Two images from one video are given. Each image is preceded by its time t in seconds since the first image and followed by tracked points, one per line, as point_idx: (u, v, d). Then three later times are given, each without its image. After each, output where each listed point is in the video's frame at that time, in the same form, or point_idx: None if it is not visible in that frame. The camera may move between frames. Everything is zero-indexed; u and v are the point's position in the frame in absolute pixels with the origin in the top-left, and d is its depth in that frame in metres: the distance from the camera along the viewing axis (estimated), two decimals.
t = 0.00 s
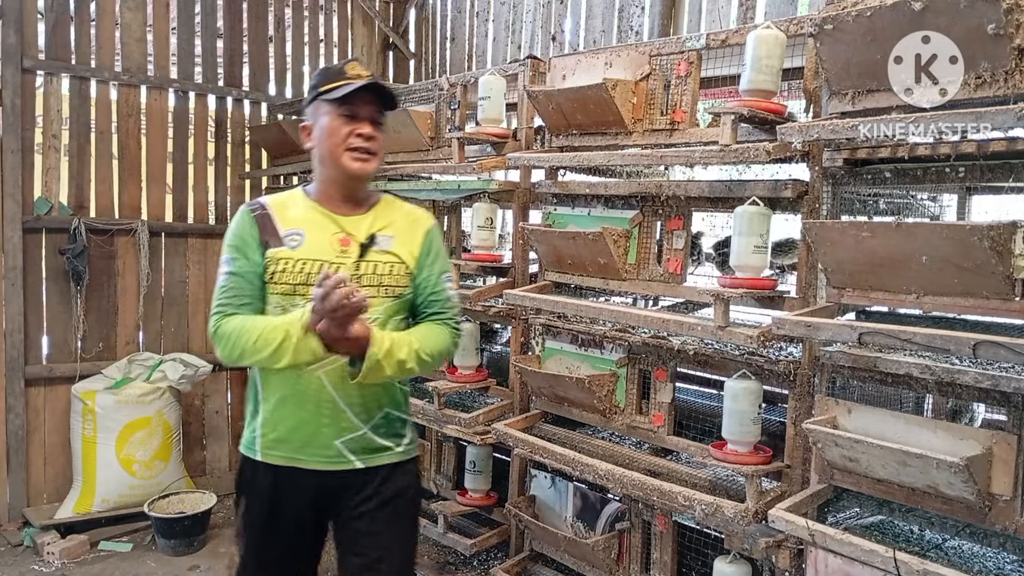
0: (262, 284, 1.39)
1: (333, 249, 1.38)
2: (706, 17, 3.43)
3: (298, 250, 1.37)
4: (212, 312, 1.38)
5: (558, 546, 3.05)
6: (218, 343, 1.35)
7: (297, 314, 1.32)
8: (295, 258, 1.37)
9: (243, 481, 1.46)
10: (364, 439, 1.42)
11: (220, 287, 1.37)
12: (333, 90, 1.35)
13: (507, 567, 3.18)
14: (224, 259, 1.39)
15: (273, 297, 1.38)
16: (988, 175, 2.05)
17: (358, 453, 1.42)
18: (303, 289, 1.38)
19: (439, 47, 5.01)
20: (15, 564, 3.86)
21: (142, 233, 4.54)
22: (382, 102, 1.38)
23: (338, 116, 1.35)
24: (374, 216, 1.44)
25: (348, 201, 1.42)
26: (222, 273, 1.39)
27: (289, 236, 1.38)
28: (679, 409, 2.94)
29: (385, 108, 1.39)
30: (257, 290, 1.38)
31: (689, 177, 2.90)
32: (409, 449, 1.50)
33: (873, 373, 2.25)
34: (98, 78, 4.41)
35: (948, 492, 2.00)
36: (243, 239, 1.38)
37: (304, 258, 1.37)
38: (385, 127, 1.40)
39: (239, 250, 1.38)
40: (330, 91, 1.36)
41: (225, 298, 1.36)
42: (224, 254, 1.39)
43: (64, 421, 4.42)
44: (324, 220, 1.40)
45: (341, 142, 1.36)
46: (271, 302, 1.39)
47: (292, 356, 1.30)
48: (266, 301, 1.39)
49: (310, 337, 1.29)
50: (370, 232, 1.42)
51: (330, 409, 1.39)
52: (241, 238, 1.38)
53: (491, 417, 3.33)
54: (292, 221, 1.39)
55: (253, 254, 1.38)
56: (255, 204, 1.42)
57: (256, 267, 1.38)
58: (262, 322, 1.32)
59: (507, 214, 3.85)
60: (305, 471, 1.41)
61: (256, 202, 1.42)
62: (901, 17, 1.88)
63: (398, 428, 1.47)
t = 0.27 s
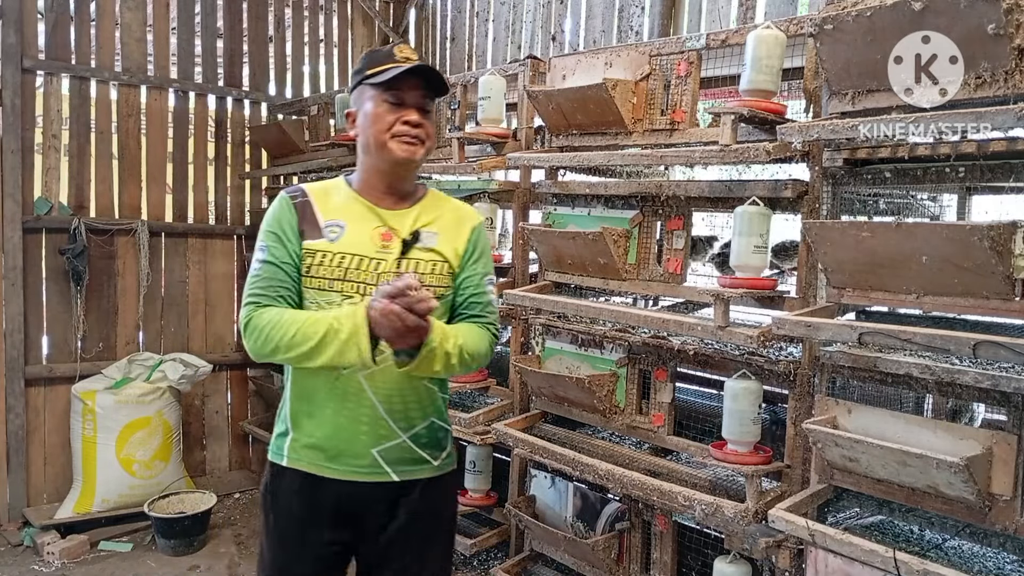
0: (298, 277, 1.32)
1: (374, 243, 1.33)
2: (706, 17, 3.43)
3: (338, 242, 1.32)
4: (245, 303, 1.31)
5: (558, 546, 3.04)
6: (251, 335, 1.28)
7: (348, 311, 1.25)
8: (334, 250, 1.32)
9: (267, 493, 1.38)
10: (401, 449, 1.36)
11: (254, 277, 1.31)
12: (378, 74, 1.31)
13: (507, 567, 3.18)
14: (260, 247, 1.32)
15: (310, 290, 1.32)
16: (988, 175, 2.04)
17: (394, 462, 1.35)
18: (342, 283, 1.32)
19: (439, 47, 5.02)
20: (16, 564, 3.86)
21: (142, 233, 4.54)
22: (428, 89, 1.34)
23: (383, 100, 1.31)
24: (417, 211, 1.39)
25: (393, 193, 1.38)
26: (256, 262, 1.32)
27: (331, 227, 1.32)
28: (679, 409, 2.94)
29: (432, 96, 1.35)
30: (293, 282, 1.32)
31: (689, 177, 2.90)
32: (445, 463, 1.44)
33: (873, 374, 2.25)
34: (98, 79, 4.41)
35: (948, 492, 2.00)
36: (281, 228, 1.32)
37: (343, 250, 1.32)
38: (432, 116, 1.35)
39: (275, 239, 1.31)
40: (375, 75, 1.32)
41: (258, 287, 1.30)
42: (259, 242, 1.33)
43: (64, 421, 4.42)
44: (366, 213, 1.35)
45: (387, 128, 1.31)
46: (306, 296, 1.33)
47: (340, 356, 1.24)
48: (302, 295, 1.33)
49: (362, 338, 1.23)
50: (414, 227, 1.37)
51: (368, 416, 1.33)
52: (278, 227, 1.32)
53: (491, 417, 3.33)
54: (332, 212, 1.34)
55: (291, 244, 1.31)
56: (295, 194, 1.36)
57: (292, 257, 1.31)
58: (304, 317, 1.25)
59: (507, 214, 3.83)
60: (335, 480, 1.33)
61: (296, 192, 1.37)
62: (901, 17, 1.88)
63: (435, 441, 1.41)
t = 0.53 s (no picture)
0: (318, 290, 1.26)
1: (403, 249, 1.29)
2: (706, 17, 3.43)
3: (367, 249, 1.26)
4: (262, 319, 1.24)
5: (558, 546, 3.04)
6: (274, 357, 1.21)
7: (384, 339, 1.21)
8: (360, 258, 1.26)
9: (289, 519, 1.33)
10: (432, 468, 1.33)
11: (271, 291, 1.23)
12: (398, 69, 1.29)
13: (507, 567, 3.18)
14: (275, 258, 1.25)
15: (334, 301, 1.26)
16: (988, 175, 2.04)
17: (427, 481, 1.33)
18: (370, 293, 1.26)
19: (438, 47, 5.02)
20: (16, 564, 3.86)
21: (142, 233, 4.54)
22: (451, 82, 1.32)
23: (406, 96, 1.29)
24: (444, 215, 1.36)
25: (419, 195, 1.34)
26: (271, 275, 1.24)
27: (355, 237, 1.26)
28: (679, 409, 2.94)
29: (455, 90, 1.33)
30: (313, 296, 1.25)
31: (689, 177, 2.90)
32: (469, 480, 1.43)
33: (873, 374, 2.25)
34: (98, 79, 4.41)
35: (948, 492, 2.00)
36: (300, 238, 1.25)
37: (370, 259, 1.26)
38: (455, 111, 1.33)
39: (293, 250, 1.24)
40: (395, 72, 1.30)
41: (276, 302, 1.23)
42: (274, 253, 1.25)
43: (64, 421, 4.42)
44: (393, 217, 1.30)
45: (411, 124, 1.28)
46: (328, 310, 1.27)
47: (377, 387, 1.19)
48: (324, 309, 1.27)
49: (396, 370, 1.18)
50: (442, 232, 1.34)
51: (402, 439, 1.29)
52: (296, 236, 1.25)
53: (491, 417, 3.33)
54: (357, 217, 1.28)
55: (310, 255, 1.24)
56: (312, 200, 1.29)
57: (312, 270, 1.24)
58: (336, 342, 1.20)
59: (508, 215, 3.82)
60: (365, 503, 1.29)
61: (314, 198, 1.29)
62: (901, 17, 1.88)
63: (461, 457, 1.39)
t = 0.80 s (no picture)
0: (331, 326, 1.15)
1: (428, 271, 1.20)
2: (706, 17, 3.43)
3: (392, 276, 1.17)
4: (271, 368, 1.12)
5: (558, 546, 3.04)
6: (291, 411, 1.10)
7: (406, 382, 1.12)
8: (384, 286, 1.16)
9: None
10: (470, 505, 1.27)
11: (279, 336, 1.12)
12: (402, 78, 1.18)
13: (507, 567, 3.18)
14: (279, 299, 1.13)
15: (359, 337, 1.15)
16: (988, 175, 2.04)
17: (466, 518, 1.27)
18: (398, 323, 1.16)
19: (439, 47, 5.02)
20: (16, 564, 3.86)
21: (142, 233, 4.54)
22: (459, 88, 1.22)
23: (414, 108, 1.18)
24: (457, 230, 1.29)
25: (430, 212, 1.25)
26: (276, 318, 1.13)
27: (372, 265, 1.16)
28: (679, 409, 2.94)
29: (461, 95, 1.23)
30: (326, 334, 1.14)
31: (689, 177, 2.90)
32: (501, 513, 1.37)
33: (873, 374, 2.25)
34: (98, 78, 4.41)
35: (948, 492, 2.00)
36: (305, 273, 1.13)
37: (396, 286, 1.17)
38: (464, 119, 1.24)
39: (300, 288, 1.12)
40: (397, 82, 1.19)
41: (287, 347, 1.12)
42: (278, 290, 1.13)
43: (64, 421, 4.42)
44: (412, 239, 1.21)
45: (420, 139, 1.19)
46: (346, 347, 1.16)
47: (411, 435, 1.09)
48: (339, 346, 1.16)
49: (424, 415, 1.08)
50: (462, 249, 1.27)
51: (447, 476, 1.23)
52: (301, 271, 1.13)
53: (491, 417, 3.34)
54: (373, 241, 1.18)
55: (318, 291, 1.13)
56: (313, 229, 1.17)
57: (324, 306, 1.13)
58: (362, 388, 1.10)
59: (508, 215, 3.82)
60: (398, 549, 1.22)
61: (314, 226, 1.18)
62: (901, 17, 1.88)
63: (497, 486, 1.34)
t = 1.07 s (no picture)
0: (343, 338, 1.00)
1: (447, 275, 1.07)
2: (706, 17, 3.42)
3: (408, 282, 1.03)
4: (279, 389, 0.95)
5: (558, 546, 3.05)
6: (308, 433, 0.93)
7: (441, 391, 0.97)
8: (401, 292, 1.02)
9: None
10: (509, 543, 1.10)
11: (287, 349, 0.96)
12: (396, 69, 1.02)
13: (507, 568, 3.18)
14: (282, 308, 0.97)
15: (373, 351, 1.01)
16: (989, 175, 2.04)
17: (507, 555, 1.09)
18: (418, 335, 1.02)
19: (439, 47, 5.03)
20: (16, 564, 3.86)
21: (142, 233, 4.54)
22: (465, 77, 1.06)
23: (408, 104, 1.03)
24: (473, 228, 1.16)
25: (437, 212, 1.12)
26: (281, 330, 0.97)
27: (386, 269, 1.03)
28: (679, 409, 2.94)
29: (467, 83, 1.06)
30: (339, 346, 0.99)
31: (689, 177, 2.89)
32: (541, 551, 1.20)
33: (873, 374, 2.24)
34: (97, 78, 4.41)
35: (948, 492, 1.99)
36: (313, 278, 0.99)
37: (414, 293, 1.03)
38: (470, 111, 1.08)
39: (308, 294, 0.98)
40: (390, 71, 1.03)
41: (296, 360, 0.95)
42: (278, 302, 0.98)
43: (64, 421, 4.42)
44: (426, 240, 1.08)
45: (421, 139, 1.04)
46: (359, 363, 1.01)
47: (460, 444, 0.94)
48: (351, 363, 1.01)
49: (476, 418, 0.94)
50: (482, 250, 1.14)
51: (478, 509, 1.06)
52: (307, 275, 0.99)
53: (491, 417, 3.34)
54: (383, 244, 1.05)
55: (329, 296, 0.98)
56: (314, 231, 1.03)
57: (337, 314, 0.99)
58: (391, 401, 0.95)
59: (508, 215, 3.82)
60: None
61: (315, 228, 1.04)
62: (901, 17, 1.87)
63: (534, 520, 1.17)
